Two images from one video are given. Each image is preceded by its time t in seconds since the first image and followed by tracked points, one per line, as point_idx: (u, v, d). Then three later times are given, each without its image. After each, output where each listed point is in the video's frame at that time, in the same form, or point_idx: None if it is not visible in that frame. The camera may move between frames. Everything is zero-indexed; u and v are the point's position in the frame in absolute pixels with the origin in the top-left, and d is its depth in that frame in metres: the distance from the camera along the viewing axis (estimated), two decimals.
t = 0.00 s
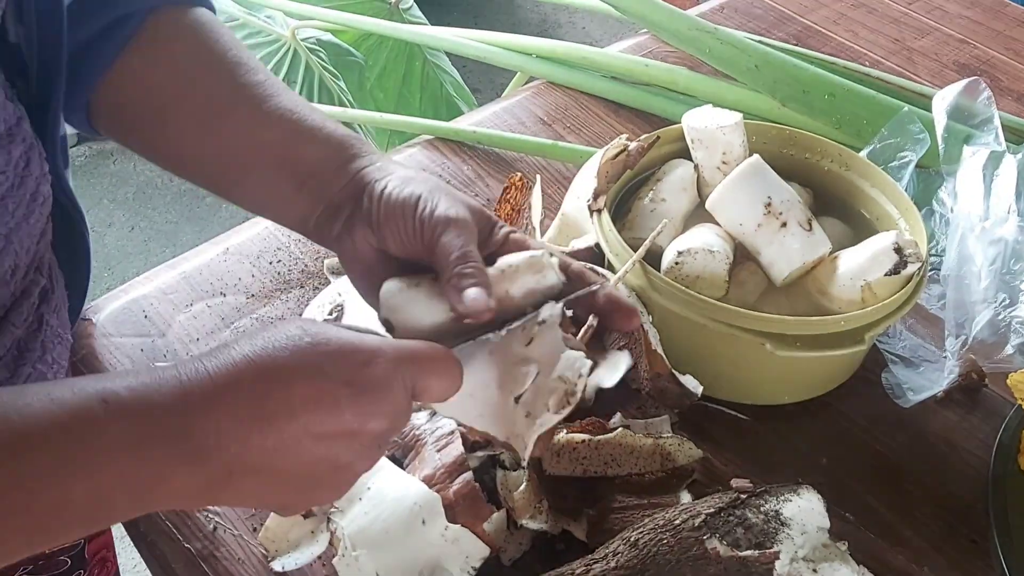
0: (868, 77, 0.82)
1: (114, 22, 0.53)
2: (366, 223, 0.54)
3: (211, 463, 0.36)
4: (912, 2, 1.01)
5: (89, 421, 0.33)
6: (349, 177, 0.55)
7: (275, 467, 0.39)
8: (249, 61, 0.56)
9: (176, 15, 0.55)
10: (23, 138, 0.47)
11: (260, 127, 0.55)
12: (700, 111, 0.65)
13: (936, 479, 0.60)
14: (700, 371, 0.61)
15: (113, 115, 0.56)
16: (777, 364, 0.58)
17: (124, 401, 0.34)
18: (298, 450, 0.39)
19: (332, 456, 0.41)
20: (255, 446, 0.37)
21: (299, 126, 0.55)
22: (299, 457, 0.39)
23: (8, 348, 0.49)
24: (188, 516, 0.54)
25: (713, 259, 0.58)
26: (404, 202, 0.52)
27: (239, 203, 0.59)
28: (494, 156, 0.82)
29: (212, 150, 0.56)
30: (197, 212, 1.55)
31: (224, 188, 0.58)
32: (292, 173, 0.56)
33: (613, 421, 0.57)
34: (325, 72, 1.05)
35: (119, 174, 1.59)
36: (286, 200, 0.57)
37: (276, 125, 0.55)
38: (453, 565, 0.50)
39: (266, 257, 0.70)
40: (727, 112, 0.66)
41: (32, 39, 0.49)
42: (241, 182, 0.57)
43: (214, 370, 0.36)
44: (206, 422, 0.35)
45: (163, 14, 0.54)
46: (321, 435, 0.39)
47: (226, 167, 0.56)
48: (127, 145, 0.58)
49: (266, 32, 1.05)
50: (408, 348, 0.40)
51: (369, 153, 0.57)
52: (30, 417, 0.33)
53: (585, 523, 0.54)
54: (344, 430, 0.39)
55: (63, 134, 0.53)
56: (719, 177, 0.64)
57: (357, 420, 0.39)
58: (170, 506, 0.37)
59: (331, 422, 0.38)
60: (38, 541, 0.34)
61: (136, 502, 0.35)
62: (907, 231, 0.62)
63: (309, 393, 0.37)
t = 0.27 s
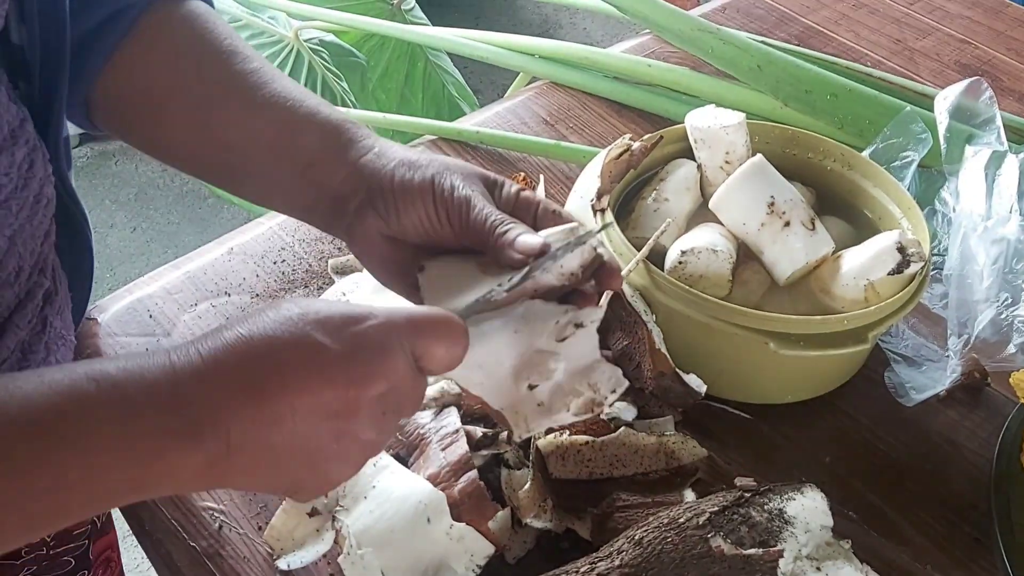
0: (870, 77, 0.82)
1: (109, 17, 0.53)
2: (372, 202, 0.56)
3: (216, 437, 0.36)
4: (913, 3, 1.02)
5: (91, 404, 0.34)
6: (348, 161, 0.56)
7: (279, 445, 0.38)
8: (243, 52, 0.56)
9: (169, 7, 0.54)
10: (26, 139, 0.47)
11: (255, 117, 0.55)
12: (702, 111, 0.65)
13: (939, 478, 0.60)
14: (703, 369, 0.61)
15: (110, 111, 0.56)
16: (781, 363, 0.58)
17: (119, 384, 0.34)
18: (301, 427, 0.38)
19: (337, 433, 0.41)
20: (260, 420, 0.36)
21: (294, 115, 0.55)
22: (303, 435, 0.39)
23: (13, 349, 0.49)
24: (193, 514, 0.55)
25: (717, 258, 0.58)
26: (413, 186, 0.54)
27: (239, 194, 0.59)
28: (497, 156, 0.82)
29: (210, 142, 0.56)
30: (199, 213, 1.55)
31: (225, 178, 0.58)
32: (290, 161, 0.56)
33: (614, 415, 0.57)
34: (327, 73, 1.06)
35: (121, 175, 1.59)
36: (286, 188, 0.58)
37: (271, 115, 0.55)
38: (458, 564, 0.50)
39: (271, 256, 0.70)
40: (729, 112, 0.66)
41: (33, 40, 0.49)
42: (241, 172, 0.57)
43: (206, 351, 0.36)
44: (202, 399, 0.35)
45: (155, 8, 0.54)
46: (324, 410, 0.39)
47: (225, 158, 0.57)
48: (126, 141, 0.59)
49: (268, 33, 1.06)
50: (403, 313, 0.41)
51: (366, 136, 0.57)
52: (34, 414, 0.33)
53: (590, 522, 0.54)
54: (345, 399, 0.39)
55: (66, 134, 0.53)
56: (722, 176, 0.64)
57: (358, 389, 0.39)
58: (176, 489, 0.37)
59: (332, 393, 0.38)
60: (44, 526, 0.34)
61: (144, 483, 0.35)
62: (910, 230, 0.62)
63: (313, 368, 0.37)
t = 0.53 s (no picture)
0: (867, 78, 0.82)
1: (106, 16, 0.53)
2: (359, 208, 0.55)
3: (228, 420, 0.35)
4: (911, 4, 1.02)
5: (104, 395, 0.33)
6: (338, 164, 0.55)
7: (292, 434, 0.38)
8: (236, 54, 0.57)
9: (163, 10, 0.55)
10: (25, 140, 0.47)
11: (248, 116, 0.55)
12: (701, 112, 0.65)
13: (936, 478, 0.60)
14: (702, 371, 0.61)
15: (104, 111, 0.56)
16: (779, 364, 0.58)
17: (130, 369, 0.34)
18: (314, 416, 0.38)
19: (347, 428, 0.41)
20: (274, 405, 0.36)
21: (286, 115, 0.55)
22: (315, 425, 0.39)
23: (15, 350, 0.49)
24: (192, 515, 0.55)
25: (715, 260, 0.58)
26: (403, 194, 0.53)
27: (232, 195, 0.59)
28: (495, 157, 0.82)
29: (202, 142, 0.56)
30: (198, 214, 1.56)
31: (217, 181, 0.58)
32: (280, 162, 0.56)
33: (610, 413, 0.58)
34: (326, 75, 1.06)
35: (119, 177, 1.60)
36: (278, 191, 0.57)
37: (264, 115, 0.55)
38: (457, 565, 0.50)
39: (269, 258, 0.70)
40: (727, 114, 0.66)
41: (30, 43, 0.49)
42: (233, 173, 0.57)
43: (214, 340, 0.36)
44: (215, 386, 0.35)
45: (150, 10, 0.55)
46: (338, 402, 0.39)
47: (217, 158, 0.56)
48: (120, 146, 0.58)
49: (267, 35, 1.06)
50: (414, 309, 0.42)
51: (357, 140, 0.57)
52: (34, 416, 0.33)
53: (588, 523, 0.54)
54: (357, 390, 0.39)
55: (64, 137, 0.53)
56: (719, 178, 0.65)
57: (371, 378, 0.40)
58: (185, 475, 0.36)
59: (345, 381, 0.39)
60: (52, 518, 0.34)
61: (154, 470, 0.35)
62: (907, 231, 0.63)
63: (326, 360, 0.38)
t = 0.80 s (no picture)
0: (870, 79, 0.82)
1: (124, 15, 0.53)
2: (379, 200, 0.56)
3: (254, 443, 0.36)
4: (913, 5, 1.02)
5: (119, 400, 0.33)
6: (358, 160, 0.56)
7: (313, 455, 0.38)
8: (258, 55, 0.57)
9: (180, 6, 0.55)
10: (29, 142, 0.47)
11: (266, 115, 0.55)
12: (705, 113, 0.65)
13: (940, 479, 0.60)
14: (706, 371, 0.61)
15: (119, 111, 0.56)
16: (783, 364, 0.58)
17: (154, 382, 0.34)
18: (335, 439, 0.38)
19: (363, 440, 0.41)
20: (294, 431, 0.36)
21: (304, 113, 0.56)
22: (336, 447, 0.39)
23: (18, 352, 0.49)
24: (197, 515, 0.55)
25: (718, 260, 0.58)
26: (426, 180, 0.53)
27: (249, 193, 0.59)
28: (498, 158, 0.82)
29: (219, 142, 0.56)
30: (200, 215, 1.56)
31: (235, 179, 0.58)
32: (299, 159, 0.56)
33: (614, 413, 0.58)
34: (329, 75, 1.06)
35: (121, 177, 1.60)
36: (295, 187, 0.58)
37: (281, 114, 0.55)
38: (461, 564, 0.50)
39: (273, 258, 0.70)
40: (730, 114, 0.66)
41: (36, 45, 0.49)
42: (250, 172, 0.57)
43: (239, 356, 0.36)
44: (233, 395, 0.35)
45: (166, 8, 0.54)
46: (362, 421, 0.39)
47: (235, 157, 0.57)
48: (136, 144, 0.59)
49: (269, 36, 1.06)
50: (440, 329, 0.41)
51: (378, 138, 0.57)
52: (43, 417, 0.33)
53: (592, 522, 0.54)
54: (381, 414, 0.39)
55: (69, 138, 0.53)
56: (723, 178, 0.65)
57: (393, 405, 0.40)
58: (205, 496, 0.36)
59: (369, 407, 0.38)
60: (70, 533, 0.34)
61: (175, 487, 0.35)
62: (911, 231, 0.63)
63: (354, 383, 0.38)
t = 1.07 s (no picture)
0: (874, 79, 0.82)
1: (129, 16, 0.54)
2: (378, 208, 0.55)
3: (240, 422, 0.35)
4: (916, 5, 1.02)
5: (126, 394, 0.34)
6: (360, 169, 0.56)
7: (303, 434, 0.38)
8: (258, 62, 0.57)
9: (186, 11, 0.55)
10: (39, 138, 0.48)
11: (267, 119, 0.55)
12: (710, 112, 0.65)
13: (946, 479, 0.60)
14: (712, 371, 0.61)
15: (120, 112, 0.56)
16: (789, 364, 0.58)
17: (142, 364, 0.34)
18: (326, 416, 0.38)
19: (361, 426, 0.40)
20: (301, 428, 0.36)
21: (304, 120, 0.56)
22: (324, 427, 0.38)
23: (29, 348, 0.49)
24: (202, 514, 0.55)
25: (724, 260, 0.58)
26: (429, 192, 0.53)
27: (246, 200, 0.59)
28: (502, 157, 0.82)
29: (219, 145, 0.56)
30: (202, 215, 1.56)
31: (232, 185, 0.58)
32: (298, 165, 0.56)
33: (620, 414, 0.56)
34: (332, 75, 1.06)
35: (122, 177, 1.60)
36: (294, 194, 0.57)
37: (282, 119, 0.55)
38: (467, 563, 0.50)
39: (277, 257, 0.70)
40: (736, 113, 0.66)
41: (45, 42, 0.49)
42: (250, 178, 0.57)
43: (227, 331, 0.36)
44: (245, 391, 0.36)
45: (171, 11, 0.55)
46: (350, 400, 0.38)
47: (234, 161, 0.56)
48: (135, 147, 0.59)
49: (272, 35, 1.06)
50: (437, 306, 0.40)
51: (377, 151, 0.57)
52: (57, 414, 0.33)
53: (598, 522, 0.54)
54: (372, 390, 0.38)
55: (76, 136, 0.54)
56: (728, 178, 0.65)
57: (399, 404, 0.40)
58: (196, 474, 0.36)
59: (358, 384, 0.37)
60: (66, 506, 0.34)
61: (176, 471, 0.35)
62: (916, 231, 0.63)
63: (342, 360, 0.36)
